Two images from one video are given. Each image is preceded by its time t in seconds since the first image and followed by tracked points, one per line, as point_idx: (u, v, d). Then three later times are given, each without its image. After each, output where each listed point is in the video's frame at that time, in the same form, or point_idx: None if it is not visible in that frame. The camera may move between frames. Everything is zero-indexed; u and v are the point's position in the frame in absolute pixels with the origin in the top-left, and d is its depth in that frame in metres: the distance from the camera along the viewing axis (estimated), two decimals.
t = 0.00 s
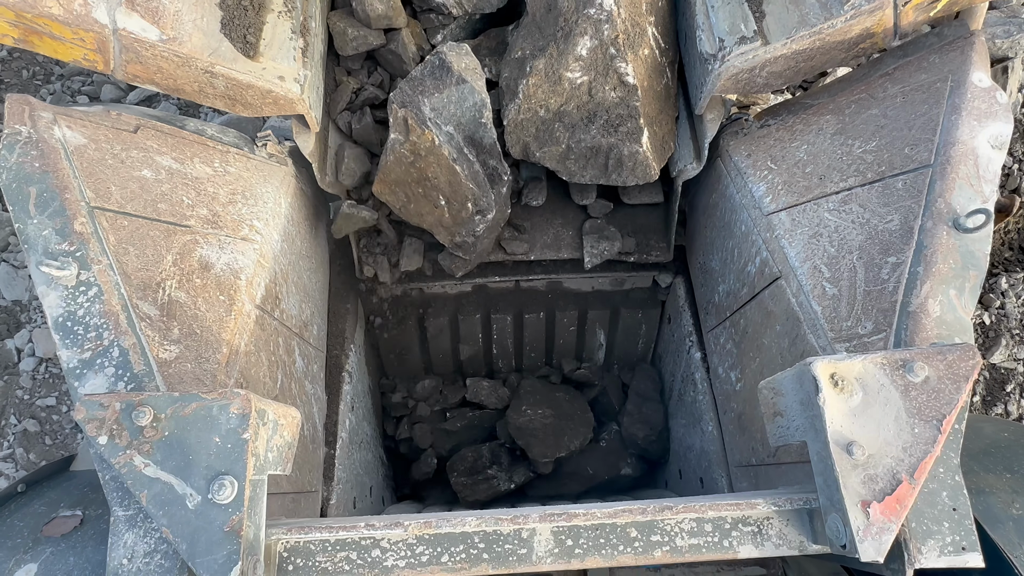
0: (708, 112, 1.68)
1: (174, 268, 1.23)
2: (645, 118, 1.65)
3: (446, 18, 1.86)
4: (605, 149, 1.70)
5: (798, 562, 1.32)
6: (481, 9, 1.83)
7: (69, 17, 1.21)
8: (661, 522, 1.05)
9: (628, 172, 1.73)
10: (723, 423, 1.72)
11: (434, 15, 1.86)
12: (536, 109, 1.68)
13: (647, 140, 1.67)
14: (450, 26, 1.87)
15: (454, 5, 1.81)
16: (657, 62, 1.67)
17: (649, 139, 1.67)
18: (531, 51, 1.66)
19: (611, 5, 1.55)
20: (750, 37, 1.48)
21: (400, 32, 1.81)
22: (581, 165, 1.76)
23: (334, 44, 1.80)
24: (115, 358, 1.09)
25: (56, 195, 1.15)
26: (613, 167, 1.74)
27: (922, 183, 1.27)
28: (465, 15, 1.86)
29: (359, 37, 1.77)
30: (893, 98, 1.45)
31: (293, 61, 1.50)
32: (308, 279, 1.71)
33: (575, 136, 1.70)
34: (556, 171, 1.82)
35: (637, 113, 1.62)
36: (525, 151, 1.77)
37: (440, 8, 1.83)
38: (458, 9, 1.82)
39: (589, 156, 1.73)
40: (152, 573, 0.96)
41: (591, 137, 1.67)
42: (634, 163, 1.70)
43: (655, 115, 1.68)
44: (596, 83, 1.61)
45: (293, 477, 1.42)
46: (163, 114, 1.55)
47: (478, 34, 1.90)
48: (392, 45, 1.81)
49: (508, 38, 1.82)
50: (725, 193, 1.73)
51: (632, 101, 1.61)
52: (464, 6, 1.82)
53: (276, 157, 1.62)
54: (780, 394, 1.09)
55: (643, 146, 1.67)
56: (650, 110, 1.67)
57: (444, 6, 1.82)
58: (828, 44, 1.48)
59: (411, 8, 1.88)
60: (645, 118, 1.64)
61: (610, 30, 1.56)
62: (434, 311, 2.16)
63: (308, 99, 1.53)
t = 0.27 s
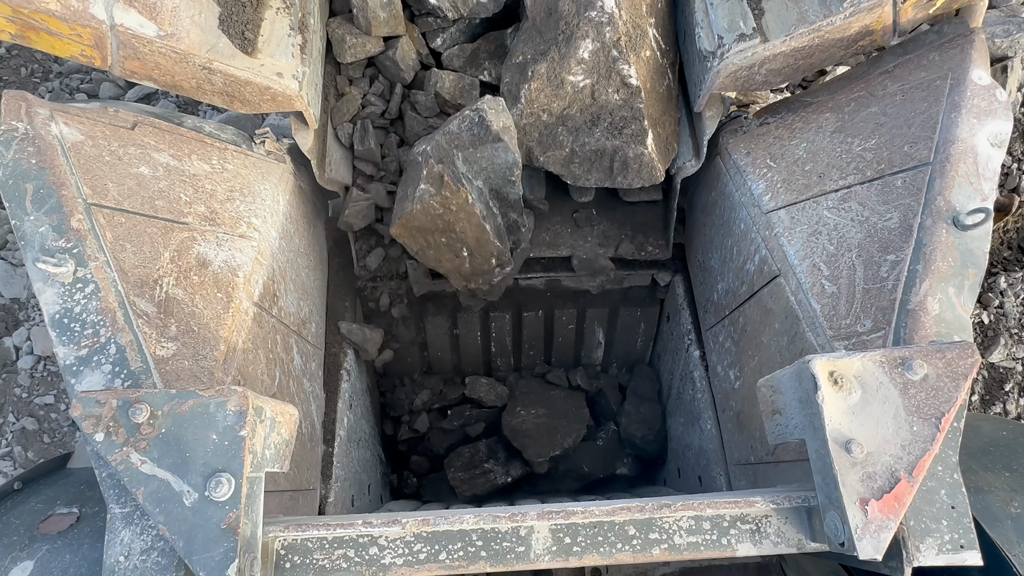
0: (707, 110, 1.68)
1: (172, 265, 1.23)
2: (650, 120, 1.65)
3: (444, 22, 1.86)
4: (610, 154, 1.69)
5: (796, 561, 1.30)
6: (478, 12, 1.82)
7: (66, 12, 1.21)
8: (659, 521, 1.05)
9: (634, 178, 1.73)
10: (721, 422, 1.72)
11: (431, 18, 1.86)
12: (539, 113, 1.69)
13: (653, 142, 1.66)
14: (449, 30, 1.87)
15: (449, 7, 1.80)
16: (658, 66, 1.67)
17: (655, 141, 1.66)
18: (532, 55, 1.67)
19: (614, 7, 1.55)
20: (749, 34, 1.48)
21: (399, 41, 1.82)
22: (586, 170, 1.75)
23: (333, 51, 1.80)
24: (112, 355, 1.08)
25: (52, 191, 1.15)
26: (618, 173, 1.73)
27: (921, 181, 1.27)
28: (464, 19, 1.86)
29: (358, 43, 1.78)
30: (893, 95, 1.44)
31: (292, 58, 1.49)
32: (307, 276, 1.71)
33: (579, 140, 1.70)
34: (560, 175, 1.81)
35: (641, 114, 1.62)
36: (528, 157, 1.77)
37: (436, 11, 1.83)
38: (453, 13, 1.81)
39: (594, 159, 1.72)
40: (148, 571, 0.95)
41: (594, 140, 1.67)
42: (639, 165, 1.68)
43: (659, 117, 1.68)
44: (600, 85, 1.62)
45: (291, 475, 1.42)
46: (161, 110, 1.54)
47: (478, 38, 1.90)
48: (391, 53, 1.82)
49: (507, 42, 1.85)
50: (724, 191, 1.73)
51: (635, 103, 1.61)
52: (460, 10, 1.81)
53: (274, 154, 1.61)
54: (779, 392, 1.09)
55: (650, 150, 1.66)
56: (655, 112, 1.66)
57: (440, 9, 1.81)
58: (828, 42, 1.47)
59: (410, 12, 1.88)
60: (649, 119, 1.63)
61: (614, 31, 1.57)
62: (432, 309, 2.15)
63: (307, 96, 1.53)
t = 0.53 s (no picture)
0: (705, 110, 1.68)
1: (171, 264, 1.23)
2: (652, 126, 1.65)
3: (443, 29, 1.86)
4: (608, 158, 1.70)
5: (793, 559, 1.32)
6: (477, 19, 1.81)
7: (66, 12, 1.21)
8: (657, 519, 1.05)
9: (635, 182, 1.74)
10: (719, 421, 1.73)
11: (429, 24, 1.85)
12: (539, 118, 1.69)
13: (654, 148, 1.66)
14: (448, 36, 1.86)
15: (447, 13, 1.80)
16: (659, 73, 1.67)
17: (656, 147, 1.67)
18: (532, 60, 1.66)
19: (615, 12, 1.54)
20: (747, 35, 1.48)
21: (398, 53, 1.83)
22: (586, 175, 1.78)
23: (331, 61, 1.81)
24: (111, 354, 1.09)
25: (52, 191, 1.15)
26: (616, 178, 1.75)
27: (919, 182, 1.28)
28: (463, 25, 1.85)
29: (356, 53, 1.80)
30: (890, 96, 1.45)
31: (291, 58, 1.49)
32: (306, 276, 1.71)
33: (581, 145, 1.70)
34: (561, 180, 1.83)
35: (642, 120, 1.62)
36: (529, 161, 1.80)
37: (434, 17, 1.82)
38: (451, 18, 1.80)
39: (595, 164, 1.74)
40: (148, 569, 0.96)
41: (595, 144, 1.68)
42: (640, 171, 1.70)
43: (660, 122, 1.68)
44: (601, 91, 1.61)
45: (290, 475, 1.42)
46: (160, 110, 1.54)
47: (477, 44, 1.89)
48: (390, 63, 1.83)
49: (504, 47, 1.86)
50: (722, 191, 1.73)
51: (636, 108, 1.61)
52: (458, 15, 1.80)
53: (273, 154, 1.62)
54: (776, 391, 1.09)
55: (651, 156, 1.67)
56: (656, 118, 1.66)
57: (438, 15, 1.80)
58: (826, 43, 1.48)
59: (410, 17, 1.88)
60: (651, 123, 1.63)
61: (614, 37, 1.55)
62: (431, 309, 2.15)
63: (306, 95, 1.53)
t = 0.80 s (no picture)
0: (704, 110, 1.68)
1: (170, 263, 1.23)
2: (653, 134, 1.65)
3: (442, 35, 1.82)
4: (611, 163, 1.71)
5: (790, 558, 1.34)
6: (477, 25, 1.78)
7: (64, 10, 1.21)
8: (656, 518, 1.05)
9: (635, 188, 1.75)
10: (718, 421, 1.73)
11: (428, 30, 1.81)
12: (539, 125, 1.68)
13: (655, 156, 1.67)
14: (447, 42, 1.82)
15: (447, 19, 1.76)
16: (659, 81, 1.67)
17: (657, 155, 1.67)
18: (533, 66, 1.65)
19: (616, 18, 1.53)
20: (746, 35, 1.49)
21: (398, 63, 1.79)
22: (587, 182, 1.78)
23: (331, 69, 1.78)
24: (110, 352, 1.09)
25: (50, 188, 1.15)
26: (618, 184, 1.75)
27: (917, 181, 1.28)
28: (462, 32, 1.81)
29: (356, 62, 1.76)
30: (888, 96, 1.45)
31: (290, 57, 1.50)
32: (304, 275, 1.71)
33: (581, 151, 1.71)
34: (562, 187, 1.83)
35: (644, 127, 1.62)
36: (529, 168, 1.79)
37: (434, 22, 1.78)
38: (451, 24, 1.77)
39: (595, 171, 1.75)
40: (146, 567, 0.96)
41: (596, 151, 1.69)
42: (641, 178, 1.70)
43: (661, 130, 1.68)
44: (602, 97, 1.61)
45: (288, 473, 1.42)
46: (159, 109, 1.54)
47: (477, 50, 1.86)
48: (391, 73, 1.79)
49: (503, 54, 1.84)
50: (721, 191, 1.73)
51: (637, 115, 1.61)
52: (459, 21, 1.77)
53: (272, 153, 1.61)
54: (775, 390, 1.09)
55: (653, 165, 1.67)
56: (657, 126, 1.66)
57: (439, 21, 1.77)
58: (824, 43, 1.48)
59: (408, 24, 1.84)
60: (652, 131, 1.64)
61: (616, 43, 1.55)
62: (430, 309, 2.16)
63: (305, 94, 1.53)
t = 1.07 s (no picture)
0: (703, 111, 1.69)
1: (169, 262, 1.23)
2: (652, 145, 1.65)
3: (440, 45, 1.79)
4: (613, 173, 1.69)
5: (789, 557, 1.36)
6: (476, 34, 1.76)
7: (64, 10, 1.22)
8: (654, 517, 1.05)
9: (636, 199, 1.73)
10: (716, 421, 1.73)
11: (427, 39, 1.78)
12: (539, 134, 1.68)
13: (655, 167, 1.66)
14: (444, 52, 1.79)
15: (446, 27, 1.74)
16: (659, 92, 1.67)
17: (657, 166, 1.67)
18: (532, 76, 1.65)
19: (616, 29, 1.55)
20: (744, 36, 1.49)
21: (397, 75, 1.78)
22: (587, 193, 1.76)
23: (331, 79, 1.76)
24: (108, 351, 1.09)
25: (50, 187, 1.15)
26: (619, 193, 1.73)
27: (914, 182, 1.28)
28: (460, 41, 1.78)
29: (355, 74, 1.74)
30: (886, 97, 1.46)
31: (289, 57, 1.50)
32: (303, 275, 1.71)
33: (580, 162, 1.70)
34: (561, 197, 1.82)
35: (644, 137, 1.63)
36: (529, 179, 1.77)
37: (433, 31, 1.75)
38: (450, 32, 1.75)
39: (595, 182, 1.73)
40: (144, 566, 0.96)
41: (596, 162, 1.67)
42: (641, 189, 1.69)
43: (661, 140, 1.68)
44: (601, 108, 1.62)
45: (287, 473, 1.42)
46: (158, 109, 1.55)
47: (474, 61, 1.82)
48: (391, 86, 1.78)
49: (501, 64, 1.80)
50: (719, 192, 1.74)
51: (637, 126, 1.62)
52: (458, 30, 1.75)
53: (271, 153, 1.62)
54: (772, 390, 1.10)
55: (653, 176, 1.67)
56: (657, 137, 1.66)
57: (438, 29, 1.75)
58: (822, 44, 1.48)
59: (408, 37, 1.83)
60: (651, 141, 1.64)
61: (615, 53, 1.56)
62: (429, 308, 2.17)
63: (304, 94, 1.53)
